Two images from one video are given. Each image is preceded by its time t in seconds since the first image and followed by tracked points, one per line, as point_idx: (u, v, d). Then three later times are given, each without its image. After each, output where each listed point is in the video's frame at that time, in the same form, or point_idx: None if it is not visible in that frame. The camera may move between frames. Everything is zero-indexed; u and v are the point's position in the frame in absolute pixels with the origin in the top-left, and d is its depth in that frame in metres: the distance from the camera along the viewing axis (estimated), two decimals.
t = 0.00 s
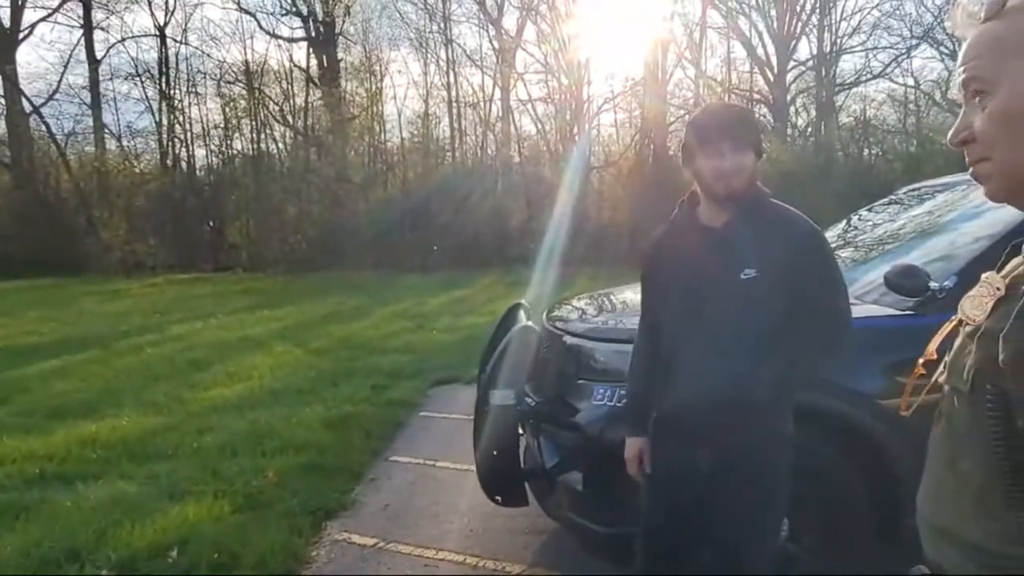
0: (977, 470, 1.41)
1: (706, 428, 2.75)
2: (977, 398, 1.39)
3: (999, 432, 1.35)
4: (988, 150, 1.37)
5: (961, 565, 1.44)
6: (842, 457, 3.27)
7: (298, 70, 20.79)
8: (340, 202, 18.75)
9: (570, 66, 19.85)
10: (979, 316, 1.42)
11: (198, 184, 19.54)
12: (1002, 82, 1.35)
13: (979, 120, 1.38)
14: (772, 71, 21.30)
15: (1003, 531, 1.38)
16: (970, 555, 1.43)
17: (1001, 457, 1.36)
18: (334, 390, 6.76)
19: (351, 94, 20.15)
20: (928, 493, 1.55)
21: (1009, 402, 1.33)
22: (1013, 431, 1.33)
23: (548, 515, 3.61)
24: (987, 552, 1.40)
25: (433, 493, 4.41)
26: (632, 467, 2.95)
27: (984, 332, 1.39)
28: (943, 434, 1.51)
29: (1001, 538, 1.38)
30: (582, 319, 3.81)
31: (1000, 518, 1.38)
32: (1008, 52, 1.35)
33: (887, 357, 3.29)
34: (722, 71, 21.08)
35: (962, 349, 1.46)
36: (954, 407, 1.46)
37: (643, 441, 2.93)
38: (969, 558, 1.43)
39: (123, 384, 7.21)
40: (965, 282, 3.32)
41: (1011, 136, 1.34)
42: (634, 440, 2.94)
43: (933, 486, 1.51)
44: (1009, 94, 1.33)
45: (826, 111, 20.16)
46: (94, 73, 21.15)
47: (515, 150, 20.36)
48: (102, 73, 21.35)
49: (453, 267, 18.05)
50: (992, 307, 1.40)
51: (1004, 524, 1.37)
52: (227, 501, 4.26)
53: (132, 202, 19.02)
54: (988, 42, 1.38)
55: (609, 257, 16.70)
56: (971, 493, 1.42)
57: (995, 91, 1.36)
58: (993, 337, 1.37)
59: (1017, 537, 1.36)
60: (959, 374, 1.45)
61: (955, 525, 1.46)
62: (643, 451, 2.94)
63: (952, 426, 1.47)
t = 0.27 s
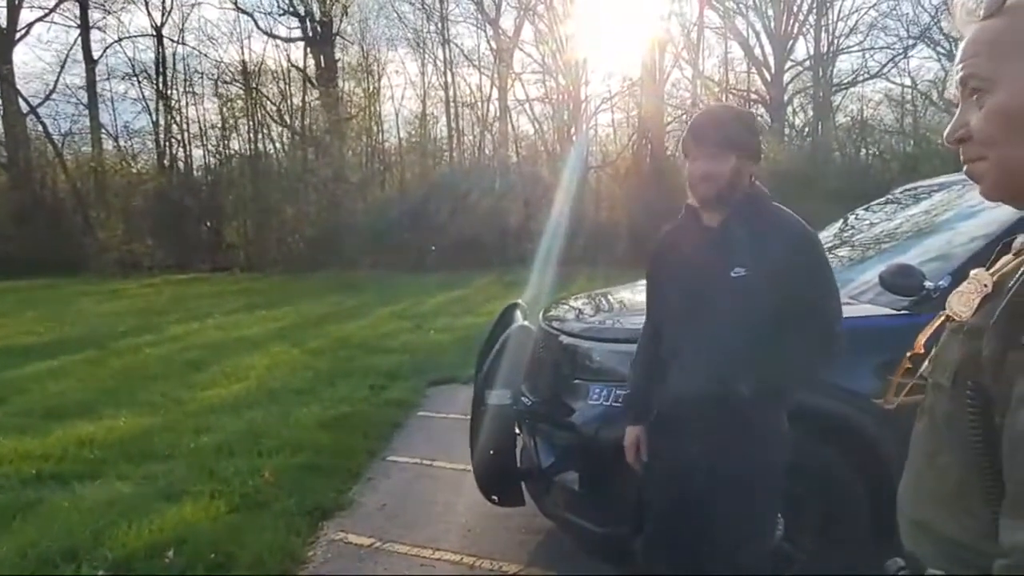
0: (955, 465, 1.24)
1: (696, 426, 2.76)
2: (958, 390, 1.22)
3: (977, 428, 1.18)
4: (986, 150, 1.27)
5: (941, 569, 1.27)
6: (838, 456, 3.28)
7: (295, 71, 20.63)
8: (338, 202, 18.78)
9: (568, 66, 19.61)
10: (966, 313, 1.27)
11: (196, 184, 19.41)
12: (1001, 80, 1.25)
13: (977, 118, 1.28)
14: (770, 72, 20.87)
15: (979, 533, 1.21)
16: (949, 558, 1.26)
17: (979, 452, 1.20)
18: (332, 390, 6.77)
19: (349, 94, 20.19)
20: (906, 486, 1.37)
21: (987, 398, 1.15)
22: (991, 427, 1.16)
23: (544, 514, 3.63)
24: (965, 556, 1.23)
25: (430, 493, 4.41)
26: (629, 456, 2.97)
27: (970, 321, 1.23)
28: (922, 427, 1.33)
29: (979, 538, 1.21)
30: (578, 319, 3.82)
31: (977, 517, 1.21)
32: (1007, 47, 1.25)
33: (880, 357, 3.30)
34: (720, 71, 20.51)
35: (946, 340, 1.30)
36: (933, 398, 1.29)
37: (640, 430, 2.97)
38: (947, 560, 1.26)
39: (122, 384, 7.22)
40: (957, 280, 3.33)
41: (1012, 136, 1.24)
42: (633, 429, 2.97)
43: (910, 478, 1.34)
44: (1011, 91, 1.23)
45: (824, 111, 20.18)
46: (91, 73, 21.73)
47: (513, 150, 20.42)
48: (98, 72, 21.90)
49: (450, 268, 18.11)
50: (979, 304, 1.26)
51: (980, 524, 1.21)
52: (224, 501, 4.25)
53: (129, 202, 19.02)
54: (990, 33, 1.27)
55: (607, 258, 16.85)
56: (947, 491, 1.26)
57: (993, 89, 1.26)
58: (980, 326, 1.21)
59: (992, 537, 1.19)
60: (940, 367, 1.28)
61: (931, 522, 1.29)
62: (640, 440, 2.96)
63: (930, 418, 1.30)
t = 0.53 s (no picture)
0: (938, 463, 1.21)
1: (691, 423, 2.78)
2: (942, 389, 1.19)
3: (960, 428, 1.16)
4: (974, 150, 1.23)
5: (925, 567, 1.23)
6: (835, 455, 3.28)
7: (293, 70, 20.77)
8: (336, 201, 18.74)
9: (566, 66, 19.55)
10: (952, 313, 1.24)
11: (193, 184, 19.53)
12: (992, 79, 1.19)
13: (968, 116, 1.23)
14: (767, 70, 21.17)
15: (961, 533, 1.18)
16: (934, 556, 1.22)
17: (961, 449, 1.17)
18: (330, 389, 6.76)
19: (347, 94, 20.33)
20: (892, 485, 1.34)
21: (972, 400, 1.13)
22: (974, 427, 1.13)
23: (542, 514, 3.62)
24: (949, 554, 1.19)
25: (426, 493, 4.40)
26: (637, 443, 2.94)
27: (955, 320, 1.22)
28: (908, 427, 1.30)
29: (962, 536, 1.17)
30: (575, 319, 3.81)
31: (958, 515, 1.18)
32: (998, 41, 1.19)
33: (876, 356, 3.29)
34: (719, 72, 20.72)
35: (932, 341, 1.27)
36: (919, 396, 1.26)
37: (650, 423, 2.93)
38: (933, 558, 1.22)
39: (119, 383, 7.21)
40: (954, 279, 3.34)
41: (1004, 137, 1.19)
42: (642, 419, 2.95)
43: (895, 476, 1.31)
44: (1003, 91, 1.18)
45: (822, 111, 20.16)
46: (89, 72, 21.42)
47: (511, 149, 20.47)
48: (96, 71, 21.64)
49: (449, 267, 18.16)
50: (966, 305, 1.22)
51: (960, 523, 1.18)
52: (220, 501, 4.25)
53: (127, 200, 19.02)
54: (980, 26, 1.22)
55: (605, 256, 16.91)
56: (932, 489, 1.22)
57: (984, 89, 1.21)
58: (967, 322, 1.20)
59: (975, 535, 1.15)
60: (925, 366, 1.25)
61: (917, 522, 1.25)
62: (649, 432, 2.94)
63: (915, 416, 1.27)
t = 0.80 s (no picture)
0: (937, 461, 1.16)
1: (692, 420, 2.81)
2: (941, 386, 1.15)
3: (959, 425, 1.12)
4: (972, 149, 1.14)
5: (920, 567, 1.18)
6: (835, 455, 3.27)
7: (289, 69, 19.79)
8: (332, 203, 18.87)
9: (563, 66, 19.58)
10: (950, 310, 1.19)
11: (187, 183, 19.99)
12: (993, 76, 1.10)
13: (967, 113, 1.14)
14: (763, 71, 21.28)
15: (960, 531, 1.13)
16: (932, 555, 1.17)
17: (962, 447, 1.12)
18: (329, 389, 6.76)
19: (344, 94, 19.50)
20: (886, 481, 1.29)
21: (973, 397, 1.09)
22: (974, 425, 1.09)
23: (541, 514, 3.62)
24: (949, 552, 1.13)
25: (425, 493, 4.40)
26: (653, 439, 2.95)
27: (951, 317, 1.17)
28: (904, 423, 1.25)
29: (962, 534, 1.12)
30: (574, 319, 3.81)
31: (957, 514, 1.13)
32: (1000, 37, 1.10)
33: (874, 355, 3.28)
34: (714, 73, 20.86)
35: (928, 337, 1.22)
36: (916, 395, 1.22)
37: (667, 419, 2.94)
38: (929, 557, 1.17)
39: (118, 384, 7.21)
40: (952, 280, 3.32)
41: (1001, 136, 1.10)
42: (660, 414, 2.95)
43: (889, 472, 1.26)
44: (1005, 86, 1.09)
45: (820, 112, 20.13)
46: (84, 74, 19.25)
47: (508, 149, 20.54)
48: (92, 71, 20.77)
49: (447, 267, 18.26)
50: (964, 301, 1.17)
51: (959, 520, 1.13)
52: (218, 501, 4.24)
53: (124, 201, 19.03)
54: (980, 20, 1.13)
55: (602, 257, 17.26)
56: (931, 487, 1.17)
57: (984, 86, 1.12)
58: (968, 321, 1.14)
59: (976, 532, 1.10)
60: (925, 364, 1.20)
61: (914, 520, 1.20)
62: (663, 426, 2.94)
63: (910, 414, 1.23)
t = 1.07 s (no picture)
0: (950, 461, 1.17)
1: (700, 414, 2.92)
2: (954, 395, 1.16)
3: (975, 432, 1.12)
4: (970, 151, 1.14)
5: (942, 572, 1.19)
6: (836, 456, 3.27)
7: (288, 70, 20.30)
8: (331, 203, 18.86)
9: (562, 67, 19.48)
10: (956, 316, 1.21)
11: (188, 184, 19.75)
12: (991, 77, 1.10)
13: (964, 113, 1.14)
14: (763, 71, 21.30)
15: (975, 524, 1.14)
16: (948, 559, 1.19)
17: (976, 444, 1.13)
18: (328, 390, 6.76)
19: (343, 94, 19.78)
20: (900, 489, 1.32)
21: (986, 404, 1.10)
22: (989, 433, 1.10)
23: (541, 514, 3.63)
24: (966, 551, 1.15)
25: (424, 494, 4.40)
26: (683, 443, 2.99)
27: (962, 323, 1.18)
28: (915, 430, 1.27)
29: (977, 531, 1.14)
30: (574, 319, 3.81)
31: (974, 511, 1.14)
32: (999, 39, 1.10)
33: (875, 356, 3.28)
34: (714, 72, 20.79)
35: (937, 344, 1.24)
36: (928, 400, 1.23)
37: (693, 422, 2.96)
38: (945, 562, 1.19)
39: (115, 384, 7.19)
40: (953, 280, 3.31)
41: (1000, 136, 1.10)
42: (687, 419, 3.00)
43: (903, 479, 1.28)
44: (1002, 87, 1.09)
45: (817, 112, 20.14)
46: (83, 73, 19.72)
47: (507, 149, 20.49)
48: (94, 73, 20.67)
49: (446, 267, 18.26)
50: (972, 306, 1.19)
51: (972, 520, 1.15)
52: (218, 502, 4.24)
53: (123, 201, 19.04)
54: (977, 21, 1.13)
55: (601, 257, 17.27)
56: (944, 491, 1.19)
57: (983, 88, 1.12)
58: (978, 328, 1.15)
59: (997, 539, 1.11)
60: (933, 372, 1.22)
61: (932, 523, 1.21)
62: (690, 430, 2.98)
63: (924, 421, 1.24)
